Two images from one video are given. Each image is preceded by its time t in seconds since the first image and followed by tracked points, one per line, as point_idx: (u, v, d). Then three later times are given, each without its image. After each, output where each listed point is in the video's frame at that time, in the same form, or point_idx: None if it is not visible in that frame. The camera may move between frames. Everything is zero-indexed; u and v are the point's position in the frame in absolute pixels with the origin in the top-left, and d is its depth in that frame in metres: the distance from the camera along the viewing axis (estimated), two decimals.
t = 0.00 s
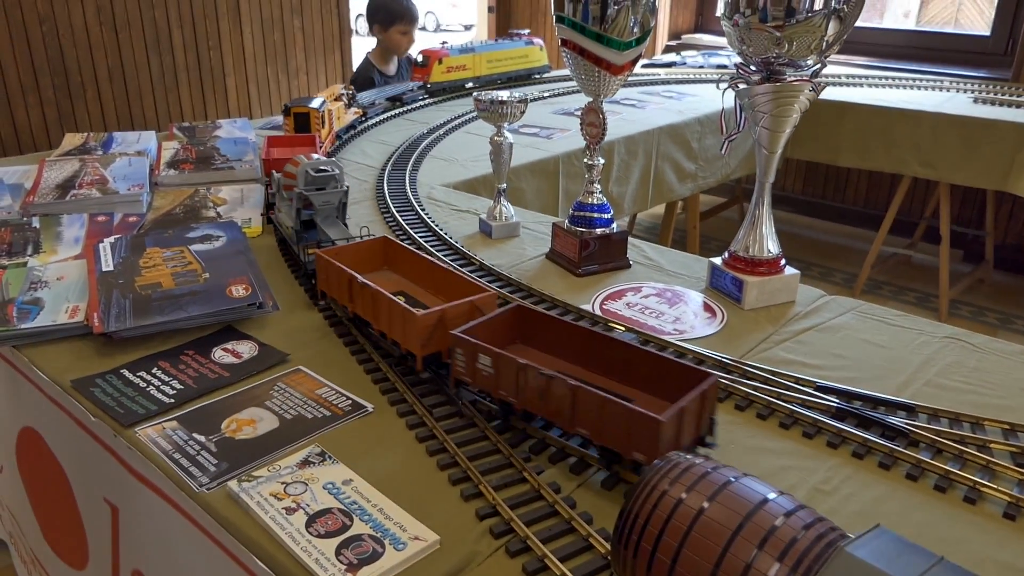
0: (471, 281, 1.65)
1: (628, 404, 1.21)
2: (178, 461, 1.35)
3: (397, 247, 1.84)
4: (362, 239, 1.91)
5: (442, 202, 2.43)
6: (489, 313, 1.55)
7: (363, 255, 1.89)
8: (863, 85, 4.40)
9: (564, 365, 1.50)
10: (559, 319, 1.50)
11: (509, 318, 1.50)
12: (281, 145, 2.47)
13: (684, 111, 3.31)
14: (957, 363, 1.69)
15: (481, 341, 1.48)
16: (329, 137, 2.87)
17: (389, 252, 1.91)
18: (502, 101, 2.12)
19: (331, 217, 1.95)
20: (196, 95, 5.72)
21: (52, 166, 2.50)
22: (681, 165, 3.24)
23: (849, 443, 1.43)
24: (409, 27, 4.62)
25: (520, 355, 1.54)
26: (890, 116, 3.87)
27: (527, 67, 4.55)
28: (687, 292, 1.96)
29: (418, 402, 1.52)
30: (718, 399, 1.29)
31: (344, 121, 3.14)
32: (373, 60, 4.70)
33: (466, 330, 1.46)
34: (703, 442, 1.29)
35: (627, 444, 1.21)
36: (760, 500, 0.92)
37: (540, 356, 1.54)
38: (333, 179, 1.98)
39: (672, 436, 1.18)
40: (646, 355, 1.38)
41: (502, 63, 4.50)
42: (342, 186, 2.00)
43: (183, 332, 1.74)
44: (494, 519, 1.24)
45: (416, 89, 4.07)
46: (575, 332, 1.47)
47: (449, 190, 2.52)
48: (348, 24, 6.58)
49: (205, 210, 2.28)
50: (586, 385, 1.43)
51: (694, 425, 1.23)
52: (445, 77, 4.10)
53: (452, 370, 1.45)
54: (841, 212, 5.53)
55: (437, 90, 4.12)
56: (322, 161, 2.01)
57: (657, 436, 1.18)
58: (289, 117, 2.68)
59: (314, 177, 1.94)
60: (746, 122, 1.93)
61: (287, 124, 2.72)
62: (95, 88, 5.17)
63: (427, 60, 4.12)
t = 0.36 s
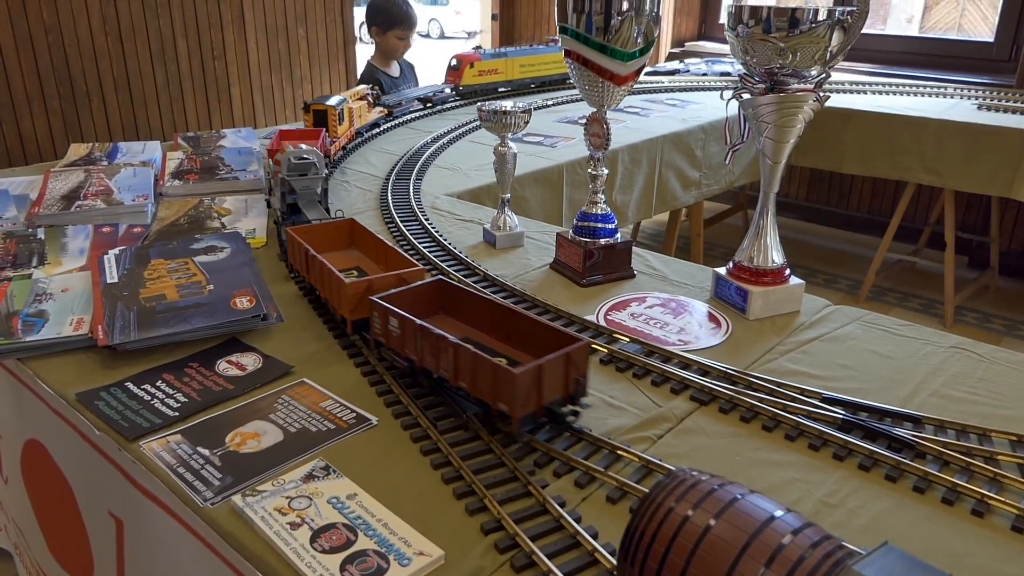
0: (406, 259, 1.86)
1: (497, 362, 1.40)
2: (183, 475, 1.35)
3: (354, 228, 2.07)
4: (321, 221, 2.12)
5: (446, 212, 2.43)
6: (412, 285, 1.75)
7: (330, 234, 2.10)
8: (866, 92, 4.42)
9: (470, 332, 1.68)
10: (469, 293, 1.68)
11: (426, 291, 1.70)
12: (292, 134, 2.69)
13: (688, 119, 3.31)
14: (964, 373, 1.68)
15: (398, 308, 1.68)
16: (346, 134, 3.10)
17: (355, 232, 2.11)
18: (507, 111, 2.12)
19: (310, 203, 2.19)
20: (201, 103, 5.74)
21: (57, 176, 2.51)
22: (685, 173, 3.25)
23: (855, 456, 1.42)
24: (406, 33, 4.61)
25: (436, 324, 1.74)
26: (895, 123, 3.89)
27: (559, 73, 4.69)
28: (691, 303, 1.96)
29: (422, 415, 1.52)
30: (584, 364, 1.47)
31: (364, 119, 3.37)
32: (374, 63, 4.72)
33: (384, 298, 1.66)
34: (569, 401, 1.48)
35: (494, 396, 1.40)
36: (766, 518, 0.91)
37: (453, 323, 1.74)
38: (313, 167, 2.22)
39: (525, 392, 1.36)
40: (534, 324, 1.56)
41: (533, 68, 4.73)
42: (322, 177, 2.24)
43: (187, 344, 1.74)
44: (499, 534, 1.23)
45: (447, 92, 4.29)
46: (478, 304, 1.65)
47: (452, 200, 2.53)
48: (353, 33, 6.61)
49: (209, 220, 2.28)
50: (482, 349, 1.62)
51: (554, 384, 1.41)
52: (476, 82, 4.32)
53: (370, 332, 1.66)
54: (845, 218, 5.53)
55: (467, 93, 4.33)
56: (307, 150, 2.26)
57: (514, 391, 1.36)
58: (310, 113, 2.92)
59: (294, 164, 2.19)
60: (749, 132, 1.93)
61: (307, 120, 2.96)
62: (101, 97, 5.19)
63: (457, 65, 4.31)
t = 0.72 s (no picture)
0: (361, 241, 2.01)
1: (401, 330, 1.55)
2: (185, 496, 1.34)
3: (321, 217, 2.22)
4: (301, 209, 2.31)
5: (447, 226, 2.44)
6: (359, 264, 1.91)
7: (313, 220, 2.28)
8: (866, 102, 4.44)
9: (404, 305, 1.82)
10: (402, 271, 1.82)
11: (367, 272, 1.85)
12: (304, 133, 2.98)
13: (688, 129, 3.32)
14: (968, 387, 1.67)
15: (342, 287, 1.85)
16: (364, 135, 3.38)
17: (334, 220, 2.28)
18: (507, 126, 2.12)
19: (298, 191, 2.44)
20: (203, 116, 5.76)
21: (60, 192, 2.51)
22: (686, 184, 3.25)
23: (859, 472, 1.41)
24: (400, 43, 4.58)
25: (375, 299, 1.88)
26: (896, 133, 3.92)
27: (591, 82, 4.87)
28: (693, 316, 1.96)
29: (424, 432, 1.51)
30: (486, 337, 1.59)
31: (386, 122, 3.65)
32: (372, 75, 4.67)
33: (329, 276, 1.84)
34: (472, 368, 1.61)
35: (398, 360, 1.55)
36: (771, 540, 0.91)
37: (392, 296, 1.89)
38: (303, 161, 2.47)
39: (420, 357, 1.49)
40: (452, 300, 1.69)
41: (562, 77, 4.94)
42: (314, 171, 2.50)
43: (189, 361, 1.74)
44: (502, 553, 1.22)
45: (477, 98, 4.53)
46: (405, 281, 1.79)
47: (454, 213, 2.54)
48: (354, 45, 6.64)
49: (211, 235, 2.29)
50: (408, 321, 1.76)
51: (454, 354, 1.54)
52: (505, 87, 4.52)
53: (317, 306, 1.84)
54: (847, 227, 5.54)
55: (496, 99, 4.56)
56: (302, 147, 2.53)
57: (411, 355, 1.51)
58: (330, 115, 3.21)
59: (286, 160, 2.45)
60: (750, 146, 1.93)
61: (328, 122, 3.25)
62: (104, 109, 5.21)
63: (489, 72, 4.53)
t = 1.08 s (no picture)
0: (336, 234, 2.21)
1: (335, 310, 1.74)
2: (186, 520, 1.33)
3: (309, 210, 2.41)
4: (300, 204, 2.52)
5: (447, 243, 2.46)
6: (329, 252, 2.12)
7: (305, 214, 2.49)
8: (865, 114, 4.47)
9: (360, 290, 2.01)
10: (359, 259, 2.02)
11: (333, 260, 2.06)
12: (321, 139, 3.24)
13: (688, 144, 3.33)
14: (970, 404, 1.67)
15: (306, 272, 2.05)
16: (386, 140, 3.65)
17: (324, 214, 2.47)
18: (508, 144, 2.13)
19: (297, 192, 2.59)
20: (204, 131, 5.78)
21: (61, 211, 2.52)
22: (686, 198, 3.27)
23: (861, 491, 1.41)
24: (395, 58, 4.59)
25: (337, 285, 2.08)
26: (895, 145, 3.95)
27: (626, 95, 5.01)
28: (694, 333, 1.96)
29: (425, 453, 1.50)
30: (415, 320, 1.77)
31: (408, 129, 3.93)
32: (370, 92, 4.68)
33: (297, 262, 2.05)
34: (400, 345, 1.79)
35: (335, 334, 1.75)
36: (774, 567, 0.90)
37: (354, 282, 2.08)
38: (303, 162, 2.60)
39: (347, 332, 1.70)
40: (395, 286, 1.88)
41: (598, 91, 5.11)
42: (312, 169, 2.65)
43: (190, 383, 1.74)
44: None
45: (507, 108, 4.70)
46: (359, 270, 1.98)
47: (454, 230, 2.55)
48: (354, 59, 6.67)
49: (212, 254, 2.29)
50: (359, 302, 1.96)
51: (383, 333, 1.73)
52: (534, 99, 4.74)
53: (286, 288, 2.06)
54: (846, 239, 5.56)
55: (526, 110, 4.75)
56: (301, 148, 2.68)
57: (341, 330, 1.71)
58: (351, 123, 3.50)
59: (288, 159, 2.60)
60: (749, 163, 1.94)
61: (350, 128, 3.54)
62: (105, 126, 5.23)
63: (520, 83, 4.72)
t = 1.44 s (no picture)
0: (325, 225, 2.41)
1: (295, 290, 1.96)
2: (185, 540, 1.33)
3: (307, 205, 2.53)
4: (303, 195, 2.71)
5: (447, 258, 2.47)
6: (313, 238, 2.32)
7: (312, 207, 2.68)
8: (863, 128, 4.49)
9: (333, 275, 2.21)
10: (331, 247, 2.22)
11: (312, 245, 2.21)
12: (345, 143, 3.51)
13: (686, 157, 3.35)
14: (971, 419, 1.67)
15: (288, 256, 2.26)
16: (408, 145, 3.95)
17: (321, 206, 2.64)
18: (507, 159, 2.13)
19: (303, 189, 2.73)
20: (203, 146, 5.79)
21: (60, 227, 2.52)
22: (685, 212, 3.28)
23: (863, 508, 1.40)
24: (393, 72, 4.60)
25: (314, 270, 2.27)
26: (893, 158, 3.97)
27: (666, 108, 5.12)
28: (695, 349, 1.96)
29: (425, 472, 1.50)
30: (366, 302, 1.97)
31: (434, 136, 4.20)
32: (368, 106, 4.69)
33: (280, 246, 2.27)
34: (353, 323, 1.99)
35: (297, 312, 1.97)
36: None
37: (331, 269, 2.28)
38: (308, 162, 2.74)
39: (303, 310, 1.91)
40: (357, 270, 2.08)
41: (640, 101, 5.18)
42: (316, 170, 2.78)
43: (190, 400, 1.74)
44: None
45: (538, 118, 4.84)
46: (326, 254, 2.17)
47: (454, 245, 2.56)
48: (354, 74, 6.71)
49: (211, 270, 2.29)
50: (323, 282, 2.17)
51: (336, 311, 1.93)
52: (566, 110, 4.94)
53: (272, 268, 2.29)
54: (846, 251, 5.57)
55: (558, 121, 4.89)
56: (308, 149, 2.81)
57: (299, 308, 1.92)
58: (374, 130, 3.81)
59: (294, 160, 2.75)
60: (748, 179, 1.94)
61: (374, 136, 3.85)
62: (104, 141, 5.24)
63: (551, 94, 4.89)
